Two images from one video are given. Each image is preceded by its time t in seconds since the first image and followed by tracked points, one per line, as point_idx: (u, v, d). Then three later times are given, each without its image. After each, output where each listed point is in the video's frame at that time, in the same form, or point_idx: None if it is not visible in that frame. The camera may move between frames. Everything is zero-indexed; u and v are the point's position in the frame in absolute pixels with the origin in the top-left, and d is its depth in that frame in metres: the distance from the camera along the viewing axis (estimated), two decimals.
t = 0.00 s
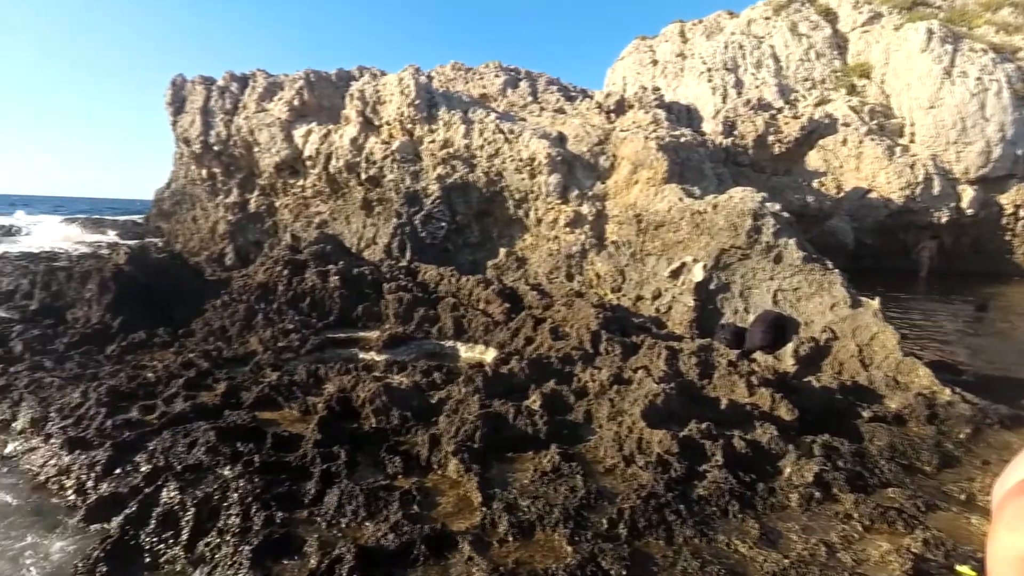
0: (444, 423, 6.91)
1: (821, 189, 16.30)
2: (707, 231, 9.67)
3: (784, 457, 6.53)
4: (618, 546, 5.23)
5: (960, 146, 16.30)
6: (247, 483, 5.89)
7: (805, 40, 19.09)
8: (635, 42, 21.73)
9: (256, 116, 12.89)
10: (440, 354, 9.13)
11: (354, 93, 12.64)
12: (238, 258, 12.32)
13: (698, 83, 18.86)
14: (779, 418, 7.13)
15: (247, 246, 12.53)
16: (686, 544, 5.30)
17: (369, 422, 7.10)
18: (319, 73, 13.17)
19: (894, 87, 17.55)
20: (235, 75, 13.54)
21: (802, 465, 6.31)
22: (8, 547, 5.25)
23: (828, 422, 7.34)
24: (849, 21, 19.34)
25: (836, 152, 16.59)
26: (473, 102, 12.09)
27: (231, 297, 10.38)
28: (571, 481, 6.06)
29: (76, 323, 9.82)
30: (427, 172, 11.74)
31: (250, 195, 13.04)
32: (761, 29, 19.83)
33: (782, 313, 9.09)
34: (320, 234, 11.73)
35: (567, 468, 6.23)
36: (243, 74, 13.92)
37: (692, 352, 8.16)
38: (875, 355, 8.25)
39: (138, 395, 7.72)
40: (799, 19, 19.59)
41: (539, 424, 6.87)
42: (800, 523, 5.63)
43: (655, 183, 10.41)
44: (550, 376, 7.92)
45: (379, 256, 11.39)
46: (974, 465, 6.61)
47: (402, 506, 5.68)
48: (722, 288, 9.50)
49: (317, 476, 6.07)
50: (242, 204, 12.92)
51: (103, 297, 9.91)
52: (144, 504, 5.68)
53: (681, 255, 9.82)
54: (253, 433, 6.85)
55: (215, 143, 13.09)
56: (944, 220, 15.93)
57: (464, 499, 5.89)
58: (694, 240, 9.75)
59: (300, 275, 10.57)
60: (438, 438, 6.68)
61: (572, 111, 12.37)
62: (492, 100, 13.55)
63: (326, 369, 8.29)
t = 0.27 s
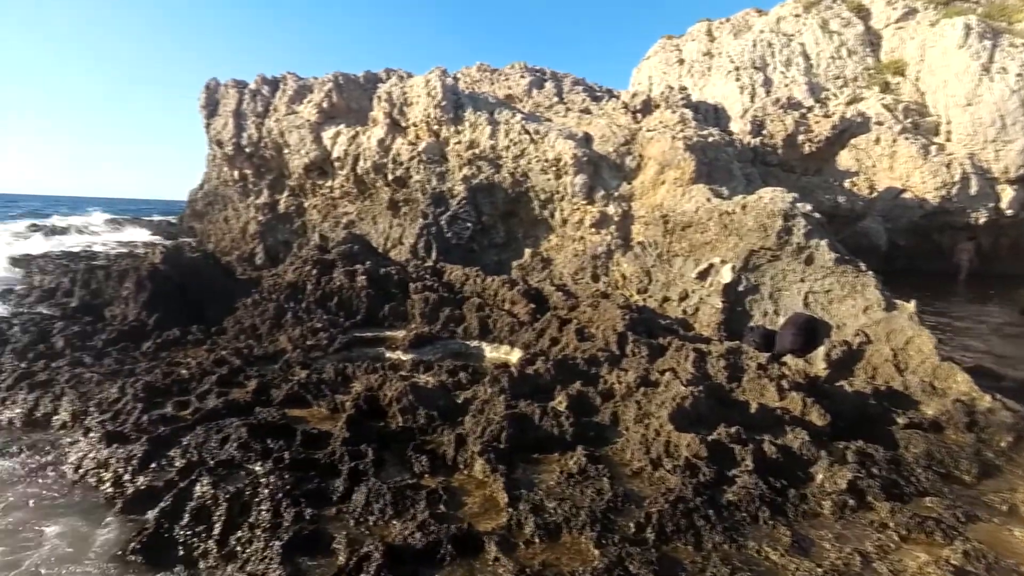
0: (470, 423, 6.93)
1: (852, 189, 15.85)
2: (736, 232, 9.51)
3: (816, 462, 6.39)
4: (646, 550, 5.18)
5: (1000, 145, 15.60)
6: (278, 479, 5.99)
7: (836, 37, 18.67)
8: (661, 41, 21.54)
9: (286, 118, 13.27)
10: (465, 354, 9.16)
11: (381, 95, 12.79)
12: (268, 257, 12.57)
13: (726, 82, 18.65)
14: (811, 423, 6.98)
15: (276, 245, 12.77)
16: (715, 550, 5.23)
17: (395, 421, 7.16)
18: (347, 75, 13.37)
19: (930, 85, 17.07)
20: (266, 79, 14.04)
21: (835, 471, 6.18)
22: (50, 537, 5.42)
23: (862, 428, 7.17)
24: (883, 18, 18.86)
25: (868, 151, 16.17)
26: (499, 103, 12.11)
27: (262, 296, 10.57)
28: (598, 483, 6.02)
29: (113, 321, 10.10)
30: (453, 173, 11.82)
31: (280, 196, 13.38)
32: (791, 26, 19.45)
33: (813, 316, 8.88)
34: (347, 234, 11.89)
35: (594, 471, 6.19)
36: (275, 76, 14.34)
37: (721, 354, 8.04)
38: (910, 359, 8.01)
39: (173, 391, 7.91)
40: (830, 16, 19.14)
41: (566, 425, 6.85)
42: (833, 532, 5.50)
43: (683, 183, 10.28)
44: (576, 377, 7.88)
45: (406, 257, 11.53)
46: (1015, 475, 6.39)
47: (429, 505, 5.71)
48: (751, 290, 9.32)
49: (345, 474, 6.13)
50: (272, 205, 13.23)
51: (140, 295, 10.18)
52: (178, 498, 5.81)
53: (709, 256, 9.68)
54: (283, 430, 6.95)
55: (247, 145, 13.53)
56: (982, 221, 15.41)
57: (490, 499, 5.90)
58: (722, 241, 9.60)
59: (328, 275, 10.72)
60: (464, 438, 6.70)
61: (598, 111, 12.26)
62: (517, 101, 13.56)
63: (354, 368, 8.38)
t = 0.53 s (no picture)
0: (496, 425, 6.93)
1: (888, 189, 15.22)
2: (765, 234, 9.30)
3: (851, 470, 6.24)
4: (675, 556, 5.11)
5: None
6: (308, 478, 6.06)
7: (870, 34, 18.20)
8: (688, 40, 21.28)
9: (315, 122, 13.58)
10: (491, 355, 9.18)
11: (408, 98, 12.92)
12: (297, 258, 12.85)
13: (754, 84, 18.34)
14: (845, 430, 6.82)
15: (305, 247, 13.05)
16: (746, 558, 5.14)
17: (422, 422, 7.20)
18: (375, 79, 13.56)
19: (967, 82, 16.61)
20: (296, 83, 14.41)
21: (870, 480, 6.01)
22: (91, 531, 5.58)
23: (898, 436, 6.98)
24: (918, 14, 18.37)
25: (903, 151, 15.52)
26: (524, 105, 12.11)
27: (292, 296, 10.75)
28: (626, 488, 5.96)
29: (150, 320, 10.36)
30: (478, 175, 11.88)
31: (308, 198, 13.79)
32: (821, 24, 18.94)
33: (846, 320, 8.65)
34: (374, 236, 12.05)
35: (622, 475, 6.13)
36: (305, 81, 14.68)
37: (750, 358, 7.89)
38: (948, 366, 7.74)
39: (207, 389, 8.07)
40: (862, 13, 18.67)
41: (593, 428, 6.80)
42: (870, 542, 5.36)
43: (711, 184, 10.07)
44: (603, 380, 7.82)
45: (431, 258, 11.69)
46: None
47: (456, 506, 5.72)
48: (781, 293, 9.14)
49: (373, 474, 6.18)
50: (301, 207, 13.62)
51: (175, 295, 10.43)
52: (212, 494, 5.93)
53: (738, 258, 9.51)
54: (313, 429, 7.04)
55: (277, 148, 13.98)
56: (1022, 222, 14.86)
57: (517, 501, 5.88)
58: (750, 243, 9.42)
59: (355, 276, 10.86)
60: (490, 439, 6.71)
61: (624, 112, 12.14)
62: (543, 103, 13.56)
63: (381, 368, 8.46)
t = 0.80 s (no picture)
0: (523, 426, 6.92)
1: (922, 190, 12.30)
2: (797, 235, 8.97)
3: (888, 478, 6.06)
4: (707, 562, 5.03)
5: None
6: (339, 476, 6.13)
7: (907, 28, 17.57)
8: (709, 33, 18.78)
9: (343, 125, 13.79)
10: (517, 357, 9.17)
11: (434, 101, 13.02)
12: (326, 259, 13.10)
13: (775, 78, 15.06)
14: (882, 437, 6.63)
15: (334, 249, 13.29)
16: (780, 566, 5.03)
17: (450, 423, 7.22)
18: (401, 83, 13.70)
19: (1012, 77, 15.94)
20: (324, 88, 14.66)
21: (910, 488, 5.84)
22: (132, 524, 5.74)
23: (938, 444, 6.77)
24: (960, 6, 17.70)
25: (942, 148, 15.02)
26: (550, 106, 12.04)
27: (321, 297, 10.90)
28: (655, 492, 5.88)
29: (185, 320, 10.62)
30: (504, 176, 11.90)
31: (336, 201, 14.07)
32: (854, 19, 15.27)
33: (883, 323, 8.27)
34: (400, 237, 12.17)
35: (651, 479, 6.06)
36: (334, 85, 14.93)
37: (783, 362, 7.71)
38: (992, 371, 7.38)
39: (240, 388, 8.23)
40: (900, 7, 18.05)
41: (621, 431, 6.74)
42: (909, 552, 5.20)
43: (740, 184, 9.77)
44: (630, 382, 7.73)
45: (457, 260, 11.76)
46: None
47: (484, 507, 5.72)
48: (814, 296, 8.84)
49: (402, 474, 6.23)
50: (329, 210, 13.89)
51: (209, 296, 10.66)
52: (246, 490, 6.04)
53: (768, 259, 9.25)
54: (343, 428, 7.12)
55: (306, 152, 14.29)
56: None
57: (545, 504, 5.85)
58: (782, 245, 9.13)
59: (383, 277, 10.98)
60: (518, 441, 6.70)
61: (651, 113, 12.00)
62: (568, 104, 13.50)
63: (408, 369, 8.52)
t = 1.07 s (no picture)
0: (549, 429, 6.91)
1: (960, 188, 11.80)
2: (829, 236, 8.68)
3: (926, 486, 5.89)
4: (737, 569, 4.96)
5: None
6: (367, 476, 6.20)
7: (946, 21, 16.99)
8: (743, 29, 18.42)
9: (370, 128, 13.96)
10: (542, 359, 9.16)
11: (459, 103, 13.10)
12: (353, 261, 13.30)
13: (806, 77, 14.68)
14: (919, 444, 6.45)
15: (360, 250, 13.47)
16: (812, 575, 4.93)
17: (475, 424, 7.25)
18: (427, 85, 13.82)
19: None
20: (351, 91, 14.87)
21: (949, 497, 5.66)
22: (167, 519, 5.90)
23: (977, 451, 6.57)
24: None
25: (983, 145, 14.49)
26: (576, 107, 11.99)
27: (349, 298, 11.03)
28: (683, 496, 5.81)
29: (217, 320, 10.85)
30: (529, 178, 11.91)
31: (363, 203, 14.30)
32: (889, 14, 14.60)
33: (919, 327, 8.03)
34: (426, 239, 12.28)
35: (679, 483, 5.99)
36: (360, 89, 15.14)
37: (814, 366, 7.52)
38: None
39: (271, 387, 8.38)
40: None
41: (648, 435, 6.67)
42: (948, 563, 5.04)
43: (770, 185, 9.52)
44: (657, 385, 7.64)
45: (482, 262, 11.83)
46: None
47: (511, 509, 5.72)
48: (847, 298, 8.57)
49: (429, 474, 6.27)
50: (356, 212, 14.11)
51: (240, 297, 10.88)
52: (276, 488, 6.16)
53: (799, 261, 9.00)
54: (371, 428, 7.20)
55: (334, 155, 14.54)
56: None
57: (572, 506, 5.83)
58: (813, 246, 8.85)
59: (409, 279, 11.08)
60: (544, 443, 6.69)
61: (678, 112, 11.87)
62: (593, 105, 13.45)
63: (434, 370, 8.57)
